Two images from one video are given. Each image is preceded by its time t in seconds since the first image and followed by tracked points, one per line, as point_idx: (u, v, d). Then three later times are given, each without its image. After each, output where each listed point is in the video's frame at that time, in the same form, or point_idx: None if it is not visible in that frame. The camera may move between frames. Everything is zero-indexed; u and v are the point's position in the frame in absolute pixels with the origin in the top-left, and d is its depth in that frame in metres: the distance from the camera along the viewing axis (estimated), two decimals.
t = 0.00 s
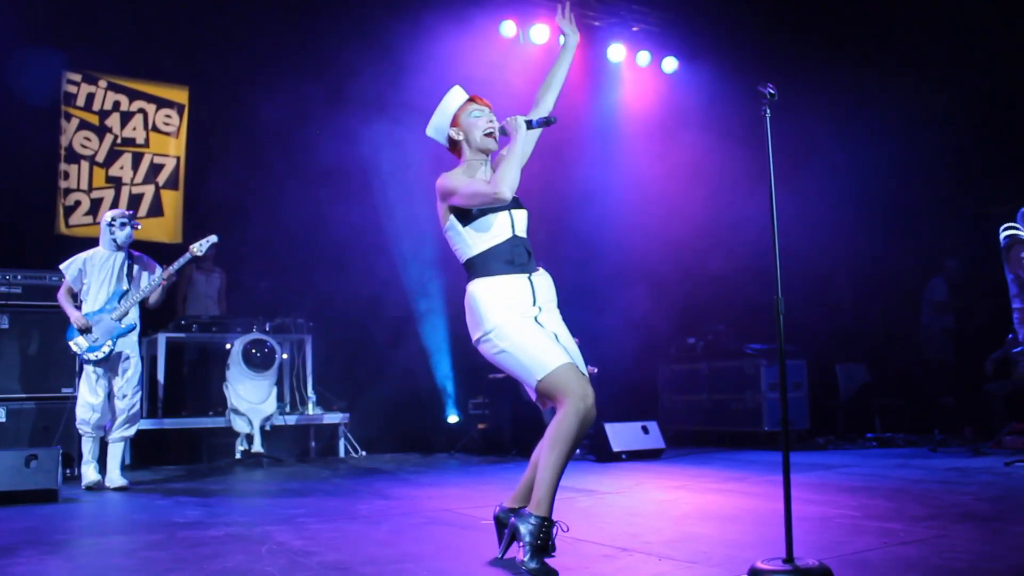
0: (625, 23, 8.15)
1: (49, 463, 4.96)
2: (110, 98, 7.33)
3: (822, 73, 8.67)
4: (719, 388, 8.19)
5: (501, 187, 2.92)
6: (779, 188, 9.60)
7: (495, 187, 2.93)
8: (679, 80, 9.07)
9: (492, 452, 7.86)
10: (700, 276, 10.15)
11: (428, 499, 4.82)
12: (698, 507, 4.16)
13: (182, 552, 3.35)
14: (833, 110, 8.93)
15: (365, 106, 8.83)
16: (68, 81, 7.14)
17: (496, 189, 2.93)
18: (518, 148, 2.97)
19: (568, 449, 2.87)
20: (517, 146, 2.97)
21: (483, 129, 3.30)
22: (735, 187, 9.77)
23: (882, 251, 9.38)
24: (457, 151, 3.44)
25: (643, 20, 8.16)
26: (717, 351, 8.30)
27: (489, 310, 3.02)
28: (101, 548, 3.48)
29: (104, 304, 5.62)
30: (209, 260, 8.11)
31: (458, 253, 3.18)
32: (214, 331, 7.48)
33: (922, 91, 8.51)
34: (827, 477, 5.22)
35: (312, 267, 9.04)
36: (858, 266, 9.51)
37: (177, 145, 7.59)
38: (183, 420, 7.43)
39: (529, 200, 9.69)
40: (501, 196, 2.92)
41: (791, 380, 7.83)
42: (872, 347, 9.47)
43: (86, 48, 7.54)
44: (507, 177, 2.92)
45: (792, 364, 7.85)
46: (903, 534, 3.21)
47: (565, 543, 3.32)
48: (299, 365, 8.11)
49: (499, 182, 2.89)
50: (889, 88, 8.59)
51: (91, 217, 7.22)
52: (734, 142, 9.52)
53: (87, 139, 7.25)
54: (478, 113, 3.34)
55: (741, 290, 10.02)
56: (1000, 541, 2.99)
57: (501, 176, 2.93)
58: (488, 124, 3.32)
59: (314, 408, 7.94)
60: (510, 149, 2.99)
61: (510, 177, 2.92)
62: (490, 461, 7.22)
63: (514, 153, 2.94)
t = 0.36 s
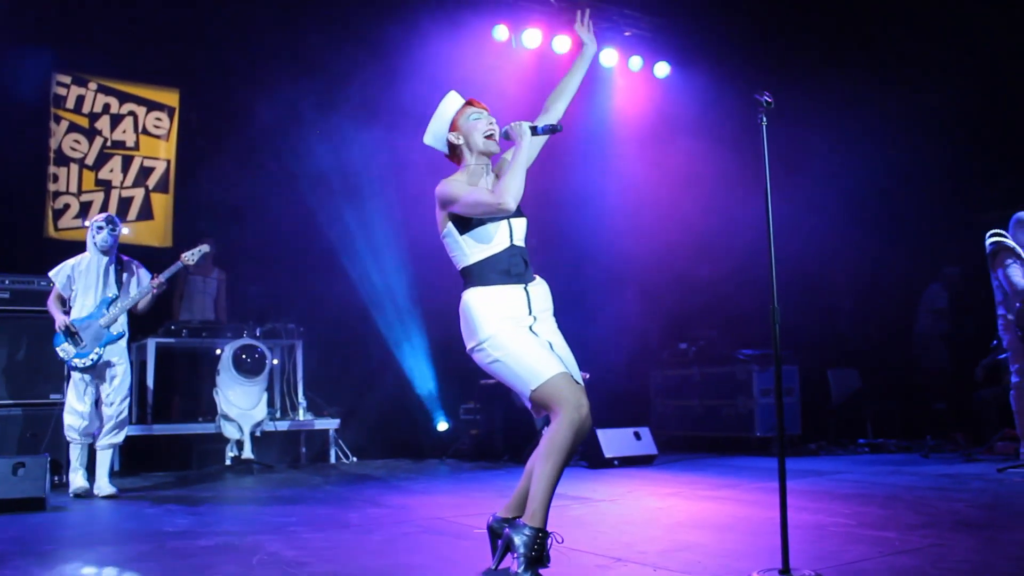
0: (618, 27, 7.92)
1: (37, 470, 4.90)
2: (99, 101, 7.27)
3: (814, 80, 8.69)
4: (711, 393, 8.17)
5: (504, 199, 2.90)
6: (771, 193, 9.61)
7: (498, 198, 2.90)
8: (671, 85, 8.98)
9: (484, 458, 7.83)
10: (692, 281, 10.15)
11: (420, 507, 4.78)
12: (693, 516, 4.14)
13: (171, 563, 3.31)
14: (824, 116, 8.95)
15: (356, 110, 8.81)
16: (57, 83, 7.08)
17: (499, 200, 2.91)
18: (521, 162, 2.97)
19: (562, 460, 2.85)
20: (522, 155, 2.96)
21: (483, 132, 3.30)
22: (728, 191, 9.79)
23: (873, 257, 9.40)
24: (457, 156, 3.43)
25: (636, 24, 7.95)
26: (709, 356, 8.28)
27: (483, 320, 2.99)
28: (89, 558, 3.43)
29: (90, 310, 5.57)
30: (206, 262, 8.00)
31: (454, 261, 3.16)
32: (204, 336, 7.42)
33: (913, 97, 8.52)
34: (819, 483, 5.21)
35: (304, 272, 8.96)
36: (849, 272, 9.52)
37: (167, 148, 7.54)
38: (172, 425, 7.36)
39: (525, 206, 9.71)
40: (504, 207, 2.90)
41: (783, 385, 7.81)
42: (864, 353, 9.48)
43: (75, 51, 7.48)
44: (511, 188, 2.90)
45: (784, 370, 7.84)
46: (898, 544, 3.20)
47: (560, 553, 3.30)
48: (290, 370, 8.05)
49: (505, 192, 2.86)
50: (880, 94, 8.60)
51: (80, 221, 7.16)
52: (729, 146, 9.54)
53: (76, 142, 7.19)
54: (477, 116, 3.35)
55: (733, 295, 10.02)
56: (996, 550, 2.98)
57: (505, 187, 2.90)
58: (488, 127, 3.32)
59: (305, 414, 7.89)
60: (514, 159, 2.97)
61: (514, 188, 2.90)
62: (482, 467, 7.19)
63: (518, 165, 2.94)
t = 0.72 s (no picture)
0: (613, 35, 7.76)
1: (23, 472, 4.85)
2: (93, 99, 7.22)
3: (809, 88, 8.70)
4: (702, 401, 8.16)
5: (505, 204, 2.89)
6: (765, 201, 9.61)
7: (499, 203, 2.89)
8: (668, 89, 8.73)
9: (473, 463, 7.81)
10: (685, 286, 10.15)
11: (408, 514, 4.76)
12: (680, 526, 4.13)
13: (155, 568, 3.28)
14: (819, 125, 8.96)
15: (351, 112, 8.80)
16: (51, 80, 7.03)
17: (500, 205, 2.90)
18: (522, 169, 2.97)
19: (546, 471, 2.84)
20: (523, 160, 2.97)
21: (483, 135, 3.32)
22: (725, 198, 9.62)
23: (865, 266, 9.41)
24: (456, 159, 3.45)
25: (631, 31, 7.77)
26: (700, 364, 8.27)
27: (472, 327, 2.97)
28: (72, 563, 3.40)
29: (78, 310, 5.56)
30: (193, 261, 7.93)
31: (446, 265, 3.15)
32: (194, 337, 7.37)
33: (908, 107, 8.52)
34: (810, 494, 5.20)
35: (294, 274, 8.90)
36: (841, 280, 9.53)
37: (160, 147, 7.50)
38: (161, 426, 7.32)
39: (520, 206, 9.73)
40: (505, 213, 2.88)
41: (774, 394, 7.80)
42: (854, 362, 9.49)
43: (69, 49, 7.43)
44: (511, 193, 2.89)
45: (775, 379, 7.83)
46: (884, 558, 3.20)
47: (546, 563, 3.28)
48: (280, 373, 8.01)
49: (506, 198, 2.85)
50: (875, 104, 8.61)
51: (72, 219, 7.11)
52: (725, 154, 9.34)
53: (69, 139, 7.13)
54: (478, 119, 3.37)
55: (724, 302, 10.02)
56: (981, 566, 2.99)
57: (505, 193, 2.89)
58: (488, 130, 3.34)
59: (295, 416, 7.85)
60: (515, 164, 2.97)
61: (514, 194, 2.89)
62: (472, 473, 7.17)
63: (520, 172, 2.93)
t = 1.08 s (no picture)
0: (612, 49, 7.99)
1: None
2: (90, 93, 7.20)
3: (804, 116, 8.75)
4: (685, 421, 8.17)
5: (490, 224, 2.88)
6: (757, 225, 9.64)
7: (484, 223, 2.88)
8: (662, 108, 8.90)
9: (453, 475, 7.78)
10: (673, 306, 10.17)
11: (382, 525, 4.74)
12: (653, 549, 4.13)
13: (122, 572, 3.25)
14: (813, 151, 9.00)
15: (346, 119, 8.80)
16: (48, 73, 7.02)
17: (485, 225, 2.90)
18: (509, 192, 2.98)
19: (515, 490, 2.86)
20: (511, 182, 2.99)
21: (472, 150, 3.43)
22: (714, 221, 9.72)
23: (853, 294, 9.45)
24: (444, 171, 3.56)
25: (629, 48, 8.00)
26: (685, 384, 8.27)
27: (449, 343, 2.98)
28: (40, 562, 3.39)
29: (59, 305, 5.52)
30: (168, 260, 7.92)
31: (427, 279, 3.15)
32: (180, 337, 7.40)
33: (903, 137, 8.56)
34: (786, 521, 5.20)
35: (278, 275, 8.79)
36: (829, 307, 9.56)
37: (155, 144, 7.44)
38: (141, 425, 7.29)
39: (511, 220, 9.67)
40: (490, 233, 2.88)
41: (756, 418, 7.82)
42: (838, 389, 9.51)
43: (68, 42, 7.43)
44: (497, 214, 2.89)
45: (758, 402, 7.85)
46: None
47: None
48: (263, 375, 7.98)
49: (492, 218, 2.85)
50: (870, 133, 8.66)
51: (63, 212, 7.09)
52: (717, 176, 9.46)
53: (64, 133, 7.13)
54: (468, 133, 3.47)
55: (712, 323, 10.04)
56: None
57: (492, 212, 2.89)
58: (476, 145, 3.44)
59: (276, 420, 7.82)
60: (504, 185, 2.99)
61: (500, 215, 2.90)
62: (451, 484, 7.15)
63: (507, 194, 2.94)
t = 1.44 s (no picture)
0: (613, 55, 7.94)
1: None
2: (90, 72, 7.12)
3: (803, 132, 8.76)
4: (666, 430, 8.18)
5: (472, 230, 2.92)
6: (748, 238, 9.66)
7: (466, 228, 2.92)
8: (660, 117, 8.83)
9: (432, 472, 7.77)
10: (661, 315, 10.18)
11: (355, 518, 4.74)
12: (621, 554, 4.14)
13: (91, 552, 3.23)
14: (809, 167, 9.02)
15: (344, 112, 8.75)
16: (49, 50, 6.90)
17: (467, 229, 2.93)
18: (492, 198, 3.02)
19: (480, 489, 2.88)
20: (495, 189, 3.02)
21: (462, 152, 3.34)
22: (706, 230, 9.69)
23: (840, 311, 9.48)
24: (432, 170, 3.46)
25: (631, 55, 7.97)
26: (668, 393, 8.29)
27: (425, 340, 2.98)
28: (9, 539, 3.38)
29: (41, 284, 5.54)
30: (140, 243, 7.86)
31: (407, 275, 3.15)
32: (164, 321, 7.38)
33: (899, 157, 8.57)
34: (758, 534, 5.23)
35: (268, 265, 8.81)
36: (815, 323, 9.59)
37: (153, 126, 7.38)
38: (122, 407, 7.26)
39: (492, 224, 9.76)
40: (471, 238, 2.92)
41: (736, 430, 7.85)
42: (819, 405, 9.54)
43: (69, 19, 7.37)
44: (480, 220, 2.93)
45: (739, 415, 7.88)
46: None
47: None
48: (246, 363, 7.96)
49: (473, 225, 2.89)
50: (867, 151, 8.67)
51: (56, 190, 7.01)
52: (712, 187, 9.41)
53: (61, 111, 7.03)
54: (459, 135, 3.38)
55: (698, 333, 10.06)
56: None
57: (474, 217, 2.93)
58: (467, 147, 3.36)
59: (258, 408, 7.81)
60: (487, 191, 3.03)
61: (482, 220, 2.93)
62: (428, 482, 7.15)
63: (490, 200, 2.98)
